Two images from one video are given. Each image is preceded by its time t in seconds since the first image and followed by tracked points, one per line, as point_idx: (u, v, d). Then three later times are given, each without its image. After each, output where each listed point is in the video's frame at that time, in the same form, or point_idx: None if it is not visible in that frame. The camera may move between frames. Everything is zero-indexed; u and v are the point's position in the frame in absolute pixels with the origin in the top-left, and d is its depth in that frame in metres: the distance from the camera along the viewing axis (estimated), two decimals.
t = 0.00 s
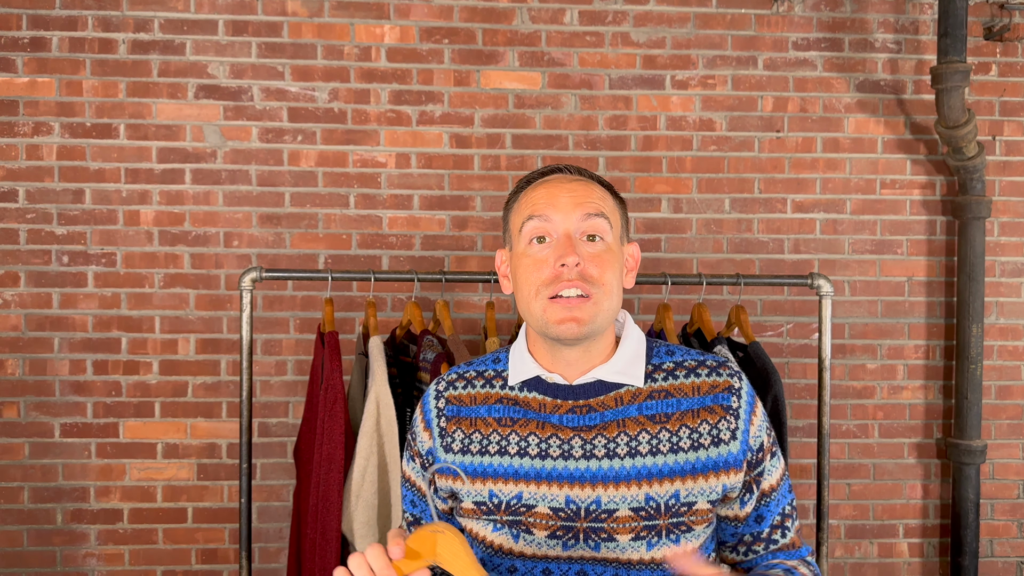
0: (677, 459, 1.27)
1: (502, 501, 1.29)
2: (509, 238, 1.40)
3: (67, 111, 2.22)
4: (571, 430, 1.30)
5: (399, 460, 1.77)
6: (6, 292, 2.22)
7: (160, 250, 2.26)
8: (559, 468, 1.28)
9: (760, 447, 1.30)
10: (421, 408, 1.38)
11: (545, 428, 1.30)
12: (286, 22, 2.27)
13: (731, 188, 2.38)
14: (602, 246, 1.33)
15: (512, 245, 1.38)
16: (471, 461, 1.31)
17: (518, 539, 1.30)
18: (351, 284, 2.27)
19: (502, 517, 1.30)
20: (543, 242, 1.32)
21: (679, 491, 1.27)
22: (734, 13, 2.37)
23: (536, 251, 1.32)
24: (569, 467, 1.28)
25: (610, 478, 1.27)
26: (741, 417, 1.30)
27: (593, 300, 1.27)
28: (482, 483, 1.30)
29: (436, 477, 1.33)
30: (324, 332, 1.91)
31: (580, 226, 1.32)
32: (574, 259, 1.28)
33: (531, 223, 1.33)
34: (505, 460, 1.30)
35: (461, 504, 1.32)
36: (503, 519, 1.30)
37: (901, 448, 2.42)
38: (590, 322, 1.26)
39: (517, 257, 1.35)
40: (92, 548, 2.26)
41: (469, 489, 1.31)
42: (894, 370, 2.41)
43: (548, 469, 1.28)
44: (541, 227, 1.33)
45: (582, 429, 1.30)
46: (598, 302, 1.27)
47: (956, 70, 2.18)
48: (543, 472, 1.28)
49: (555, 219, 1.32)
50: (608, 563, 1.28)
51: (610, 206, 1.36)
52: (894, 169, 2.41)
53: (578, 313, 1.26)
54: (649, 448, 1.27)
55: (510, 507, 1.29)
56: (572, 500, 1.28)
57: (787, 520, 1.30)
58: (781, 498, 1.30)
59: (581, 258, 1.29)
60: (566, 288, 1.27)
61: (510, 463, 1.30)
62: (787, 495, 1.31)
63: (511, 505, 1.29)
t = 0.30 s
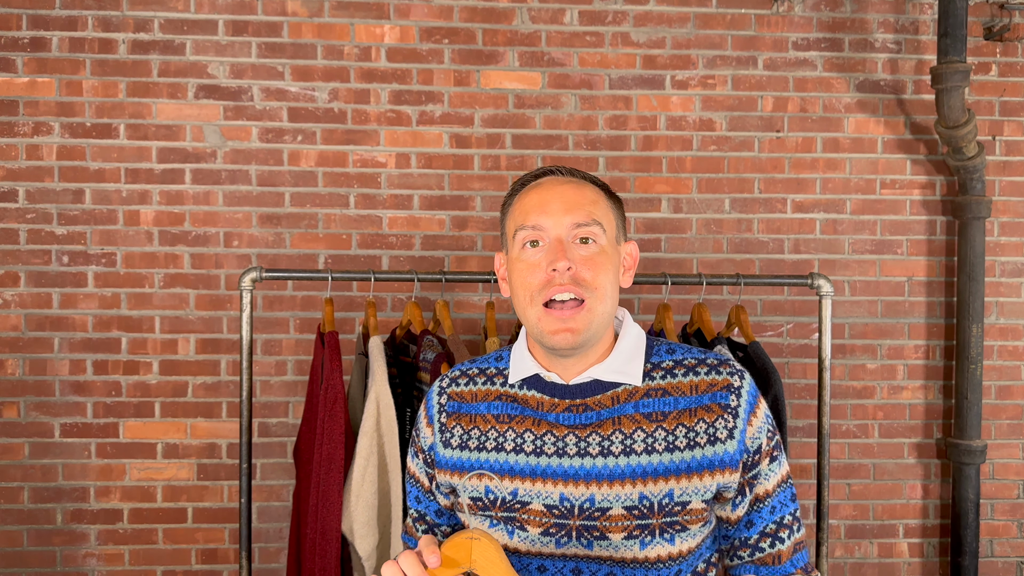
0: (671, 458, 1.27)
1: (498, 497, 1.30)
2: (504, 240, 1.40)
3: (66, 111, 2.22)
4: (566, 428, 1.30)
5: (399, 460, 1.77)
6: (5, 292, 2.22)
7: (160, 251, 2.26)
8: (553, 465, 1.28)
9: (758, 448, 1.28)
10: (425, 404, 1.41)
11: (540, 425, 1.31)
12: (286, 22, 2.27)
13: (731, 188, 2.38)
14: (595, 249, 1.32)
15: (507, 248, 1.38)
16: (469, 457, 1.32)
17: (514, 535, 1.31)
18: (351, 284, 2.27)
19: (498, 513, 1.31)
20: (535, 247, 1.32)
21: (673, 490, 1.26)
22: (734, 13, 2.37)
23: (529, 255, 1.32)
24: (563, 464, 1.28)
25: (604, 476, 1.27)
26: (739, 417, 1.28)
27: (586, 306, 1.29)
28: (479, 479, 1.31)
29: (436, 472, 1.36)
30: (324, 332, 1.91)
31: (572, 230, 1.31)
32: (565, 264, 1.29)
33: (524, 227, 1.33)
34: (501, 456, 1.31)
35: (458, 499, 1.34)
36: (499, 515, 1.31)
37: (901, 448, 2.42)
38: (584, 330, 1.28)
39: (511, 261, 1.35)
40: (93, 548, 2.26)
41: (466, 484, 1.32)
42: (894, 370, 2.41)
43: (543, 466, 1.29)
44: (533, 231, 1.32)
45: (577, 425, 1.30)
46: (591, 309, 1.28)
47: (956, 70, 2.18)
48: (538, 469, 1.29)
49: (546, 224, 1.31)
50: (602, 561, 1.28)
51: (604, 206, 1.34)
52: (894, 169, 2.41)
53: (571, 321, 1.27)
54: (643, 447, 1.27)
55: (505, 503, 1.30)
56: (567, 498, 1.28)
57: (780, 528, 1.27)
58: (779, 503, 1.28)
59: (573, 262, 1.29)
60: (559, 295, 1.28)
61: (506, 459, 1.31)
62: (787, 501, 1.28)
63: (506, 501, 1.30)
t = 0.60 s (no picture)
0: (677, 457, 1.26)
1: (506, 493, 1.31)
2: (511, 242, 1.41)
3: (67, 111, 2.22)
4: (573, 425, 1.30)
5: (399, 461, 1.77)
6: (6, 292, 2.22)
7: (160, 251, 2.26)
8: (560, 462, 1.28)
9: (767, 450, 1.27)
10: (442, 402, 1.43)
11: (548, 423, 1.31)
12: (286, 22, 2.27)
13: (731, 188, 2.38)
14: (594, 253, 1.31)
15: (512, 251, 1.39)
16: (479, 453, 1.34)
17: (521, 531, 1.31)
18: (351, 284, 2.27)
19: (506, 508, 1.31)
20: (533, 251, 1.32)
21: (677, 489, 1.26)
22: (734, 13, 2.37)
23: (529, 259, 1.32)
24: (570, 462, 1.28)
25: (609, 474, 1.27)
26: (747, 418, 1.27)
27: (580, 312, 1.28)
28: (488, 475, 1.32)
29: (449, 467, 1.37)
30: (324, 332, 1.91)
31: (568, 234, 1.31)
32: (561, 269, 1.28)
33: (524, 232, 1.34)
34: (511, 453, 1.31)
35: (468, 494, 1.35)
36: (507, 510, 1.31)
37: (901, 448, 2.42)
38: (579, 336, 1.28)
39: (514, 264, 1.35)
40: (92, 548, 2.26)
41: (475, 480, 1.33)
42: (894, 370, 2.41)
43: (550, 463, 1.29)
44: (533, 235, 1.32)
45: (584, 424, 1.30)
46: (586, 314, 1.28)
47: (956, 70, 2.18)
48: (544, 466, 1.29)
49: (542, 229, 1.31)
50: (607, 558, 1.28)
51: (606, 210, 1.33)
52: (894, 169, 2.41)
53: (567, 328, 1.28)
54: (649, 446, 1.26)
55: (513, 499, 1.31)
56: (572, 495, 1.28)
57: (789, 531, 1.27)
58: (786, 506, 1.27)
59: (570, 267, 1.29)
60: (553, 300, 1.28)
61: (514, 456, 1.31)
62: (795, 504, 1.27)
63: (514, 497, 1.31)
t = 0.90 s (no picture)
0: (692, 459, 1.15)
1: (533, 474, 1.26)
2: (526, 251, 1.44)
3: (66, 111, 2.22)
4: (596, 415, 1.22)
5: (400, 461, 1.76)
6: (6, 292, 2.22)
7: (160, 251, 2.26)
8: (579, 449, 1.22)
9: (800, 467, 1.12)
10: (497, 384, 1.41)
11: (576, 410, 1.24)
12: (286, 22, 2.27)
13: (731, 188, 2.38)
14: (539, 251, 1.27)
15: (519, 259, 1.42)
16: (516, 432, 1.30)
17: (543, 512, 1.26)
18: (351, 284, 2.27)
19: (531, 488, 1.27)
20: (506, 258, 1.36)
21: (686, 491, 1.15)
22: (734, 13, 2.37)
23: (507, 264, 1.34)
24: (588, 450, 1.21)
25: (624, 467, 1.18)
26: (772, 432, 1.13)
27: (526, 309, 1.27)
28: (521, 454, 1.28)
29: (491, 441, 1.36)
30: (324, 332, 1.91)
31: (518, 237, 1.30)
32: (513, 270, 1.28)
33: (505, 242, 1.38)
34: (543, 436, 1.26)
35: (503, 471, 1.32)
36: (533, 491, 1.27)
37: (901, 448, 2.42)
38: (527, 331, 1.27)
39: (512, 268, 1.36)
40: (93, 548, 2.26)
41: (509, 457, 1.30)
42: (894, 370, 2.41)
43: (573, 450, 1.22)
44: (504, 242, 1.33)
45: (607, 415, 1.21)
46: (531, 310, 1.26)
47: (956, 70, 2.18)
48: (568, 452, 1.23)
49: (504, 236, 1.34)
50: (617, 551, 1.20)
51: (554, 208, 1.28)
52: (894, 169, 2.41)
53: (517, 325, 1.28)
54: (664, 444, 1.16)
55: (537, 481, 1.26)
56: (589, 483, 1.20)
57: (827, 553, 1.10)
58: (822, 530, 1.10)
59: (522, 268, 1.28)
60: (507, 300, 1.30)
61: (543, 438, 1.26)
62: (834, 528, 1.10)
63: (539, 479, 1.26)
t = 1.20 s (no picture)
0: (722, 459, 1.01)
1: (604, 467, 1.21)
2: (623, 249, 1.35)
3: (66, 111, 2.22)
4: (649, 411, 1.13)
5: (399, 461, 1.76)
6: (6, 292, 2.23)
7: (160, 251, 2.26)
8: (635, 444, 1.14)
9: (837, 477, 0.92)
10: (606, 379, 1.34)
11: (639, 406, 1.16)
12: (286, 22, 2.27)
13: (731, 188, 2.38)
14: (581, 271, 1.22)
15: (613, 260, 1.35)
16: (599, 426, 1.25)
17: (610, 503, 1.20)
18: (351, 284, 2.28)
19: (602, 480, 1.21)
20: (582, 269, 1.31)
21: (714, 491, 1.02)
22: (734, 13, 2.37)
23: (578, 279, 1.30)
24: (641, 445, 1.12)
25: (664, 462, 1.08)
26: (806, 438, 0.95)
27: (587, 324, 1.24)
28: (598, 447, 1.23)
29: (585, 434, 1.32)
30: (323, 332, 1.91)
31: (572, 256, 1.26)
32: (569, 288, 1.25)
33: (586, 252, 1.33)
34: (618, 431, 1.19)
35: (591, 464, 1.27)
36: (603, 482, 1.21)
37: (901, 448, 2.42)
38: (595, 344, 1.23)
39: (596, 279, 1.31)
40: (92, 548, 2.26)
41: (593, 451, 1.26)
42: (894, 369, 2.41)
43: (632, 443, 1.15)
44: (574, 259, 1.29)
45: (655, 411, 1.11)
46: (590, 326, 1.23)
47: (956, 70, 2.18)
48: (629, 445, 1.15)
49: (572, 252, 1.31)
50: (658, 549, 1.10)
51: (588, 226, 1.21)
52: (894, 169, 2.41)
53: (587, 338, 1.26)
54: (699, 442, 1.03)
55: (605, 473, 1.20)
56: (640, 477, 1.12)
57: None
58: (863, 550, 0.89)
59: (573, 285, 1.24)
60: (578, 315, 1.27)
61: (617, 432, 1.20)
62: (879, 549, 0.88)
63: (608, 470, 1.20)
